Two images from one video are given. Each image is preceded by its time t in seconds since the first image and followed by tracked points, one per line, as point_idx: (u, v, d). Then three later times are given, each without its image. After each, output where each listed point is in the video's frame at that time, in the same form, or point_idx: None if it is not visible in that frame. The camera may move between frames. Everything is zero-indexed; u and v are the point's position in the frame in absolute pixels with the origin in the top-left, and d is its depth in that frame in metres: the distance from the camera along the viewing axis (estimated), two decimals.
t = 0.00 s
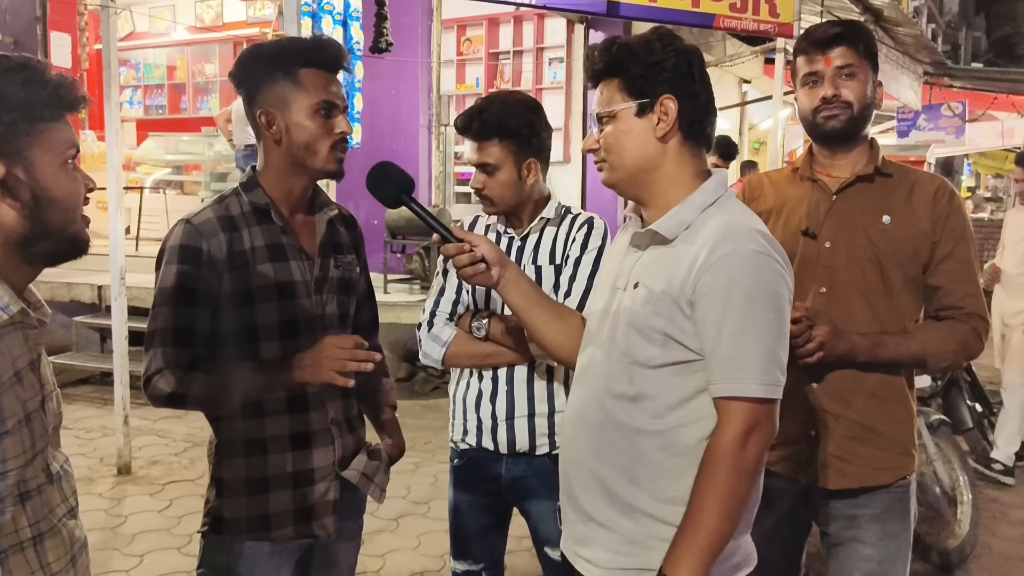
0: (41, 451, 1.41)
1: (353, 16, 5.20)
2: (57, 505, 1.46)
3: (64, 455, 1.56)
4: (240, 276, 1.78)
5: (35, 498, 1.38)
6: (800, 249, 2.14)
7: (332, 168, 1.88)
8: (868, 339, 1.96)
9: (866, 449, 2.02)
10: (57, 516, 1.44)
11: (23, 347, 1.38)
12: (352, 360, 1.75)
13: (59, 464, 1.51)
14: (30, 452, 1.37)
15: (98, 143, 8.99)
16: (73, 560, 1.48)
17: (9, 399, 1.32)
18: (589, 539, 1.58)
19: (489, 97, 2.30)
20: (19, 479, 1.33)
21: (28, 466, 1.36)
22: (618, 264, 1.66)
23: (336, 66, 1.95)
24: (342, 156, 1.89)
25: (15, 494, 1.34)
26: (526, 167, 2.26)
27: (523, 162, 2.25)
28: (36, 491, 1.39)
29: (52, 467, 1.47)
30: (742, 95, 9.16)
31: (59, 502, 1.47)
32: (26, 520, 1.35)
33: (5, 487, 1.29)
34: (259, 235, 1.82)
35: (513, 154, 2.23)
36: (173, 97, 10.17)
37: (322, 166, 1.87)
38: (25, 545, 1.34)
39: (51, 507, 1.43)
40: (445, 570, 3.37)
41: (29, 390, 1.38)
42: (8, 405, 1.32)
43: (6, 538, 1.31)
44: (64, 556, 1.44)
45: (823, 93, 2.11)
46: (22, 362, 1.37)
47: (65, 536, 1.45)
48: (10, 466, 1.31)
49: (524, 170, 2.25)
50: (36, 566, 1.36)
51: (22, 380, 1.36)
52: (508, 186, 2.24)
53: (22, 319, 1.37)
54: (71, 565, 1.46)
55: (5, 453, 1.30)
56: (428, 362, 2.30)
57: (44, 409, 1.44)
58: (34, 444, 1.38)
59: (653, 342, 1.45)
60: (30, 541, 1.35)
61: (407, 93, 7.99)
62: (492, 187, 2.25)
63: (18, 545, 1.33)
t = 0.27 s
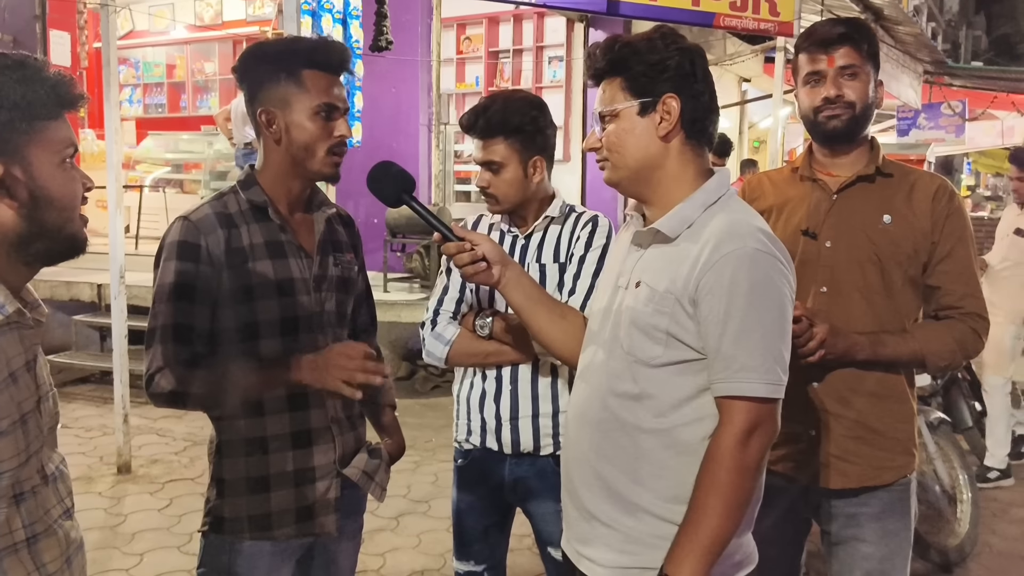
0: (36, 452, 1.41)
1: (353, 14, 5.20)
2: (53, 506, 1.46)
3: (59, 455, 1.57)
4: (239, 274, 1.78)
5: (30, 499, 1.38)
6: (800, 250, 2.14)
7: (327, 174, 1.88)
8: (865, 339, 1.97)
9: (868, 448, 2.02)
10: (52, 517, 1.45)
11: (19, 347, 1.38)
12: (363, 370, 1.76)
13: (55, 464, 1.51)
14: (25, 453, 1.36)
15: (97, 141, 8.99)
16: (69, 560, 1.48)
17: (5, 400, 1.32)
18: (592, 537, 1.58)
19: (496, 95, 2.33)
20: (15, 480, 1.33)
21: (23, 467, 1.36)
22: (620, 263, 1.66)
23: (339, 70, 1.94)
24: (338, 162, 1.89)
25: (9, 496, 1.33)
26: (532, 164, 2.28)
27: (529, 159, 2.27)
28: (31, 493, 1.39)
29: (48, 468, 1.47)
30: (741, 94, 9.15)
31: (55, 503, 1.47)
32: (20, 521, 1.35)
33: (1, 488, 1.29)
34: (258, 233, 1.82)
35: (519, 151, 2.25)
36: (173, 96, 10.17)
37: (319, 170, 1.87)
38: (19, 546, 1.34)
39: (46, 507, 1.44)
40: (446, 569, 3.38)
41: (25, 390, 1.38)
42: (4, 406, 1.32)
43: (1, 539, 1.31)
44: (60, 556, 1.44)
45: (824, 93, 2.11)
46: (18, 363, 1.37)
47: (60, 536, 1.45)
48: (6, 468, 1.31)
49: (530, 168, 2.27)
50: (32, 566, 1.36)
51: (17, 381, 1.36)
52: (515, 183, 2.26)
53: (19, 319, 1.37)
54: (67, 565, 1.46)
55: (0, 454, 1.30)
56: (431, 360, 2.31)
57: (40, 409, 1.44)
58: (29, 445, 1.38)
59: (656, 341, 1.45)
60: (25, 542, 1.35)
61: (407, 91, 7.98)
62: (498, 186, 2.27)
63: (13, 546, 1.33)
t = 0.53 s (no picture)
0: (33, 452, 1.41)
1: (353, 14, 5.20)
2: (50, 506, 1.46)
3: (56, 455, 1.57)
4: (241, 274, 1.78)
5: (27, 500, 1.39)
6: (806, 251, 2.14)
7: (331, 167, 1.88)
8: (867, 340, 1.97)
9: (870, 448, 2.02)
10: (49, 517, 1.45)
11: (17, 348, 1.38)
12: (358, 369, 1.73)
13: (52, 464, 1.51)
14: (22, 453, 1.37)
15: (97, 141, 8.99)
16: (66, 560, 1.48)
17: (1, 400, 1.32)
18: (592, 537, 1.58)
19: (507, 93, 2.35)
20: (11, 481, 1.33)
21: (20, 468, 1.37)
22: (621, 262, 1.66)
23: (334, 64, 1.94)
24: (341, 154, 1.88)
25: (5, 496, 1.34)
26: (541, 161, 2.29)
27: (539, 155, 2.29)
28: (28, 493, 1.39)
29: (44, 468, 1.47)
30: (742, 93, 9.15)
31: (52, 503, 1.48)
32: (17, 522, 1.35)
33: None
34: (261, 233, 1.82)
35: (530, 147, 2.27)
36: (172, 95, 10.17)
37: (322, 165, 1.87)
38: (16, 547, 1.35)
39: (43, 507, 1.44)
40: (445, 568, 3.38)
41: (21, 390, 1.38)
42: None
43: None
44: (57, 556, 1.44)
45: (829, 92, 2.11)
46: (15, 363, 1.37)
47: (57, 536, 1.45)
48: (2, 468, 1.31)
49: (539, 164, 2.28)
50: (30, 566, 1.37)
51: (14, 381, 1.36)
52: (526, 180, 2.27)
53: (16, 320, 1.38)
54: (64, 565, 1.46)
55: None
56: (435, 359, 2.30)
57: (37, 409, 1.44)
58: (25, 446, 1.38)
59: (657, 341, 1.45)
60: (22, 542, 1.36)
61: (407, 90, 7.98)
62: (506, 182, 2.28)
63: (10, 547, 1.34)
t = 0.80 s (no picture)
0: (30, 452, 1.42)
1: (353, 13, 5.20)
2: (46, 506, 1.46)
3: (52, 455, 1.57)
4: (240, 274, 1.78)
5: (24, 500, 1.38)
6: (819, 257, 2.15)
7: (332, 167, 1.88)
8: (882, 346, 1.98)
9: (873, 447, 2.02)
10: (46, 517, 1.45)
11: (14, 347, 1.38)
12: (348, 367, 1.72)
13: (47, 464, 1.51)
14: (18, 454, 1.37)
15: (96, 140, 8.99)
16: (64, 560, 1.48)
17: None
18: (592, 536, 1.58)
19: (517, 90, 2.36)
20: (6, 481, 1.33)
21: (17, 468, 1.37)
22: (621, 261, 1.66)
23: (333, 64, 1.93)
24: (341, 154, 1.88)
25: (2, 496, 1.34)
26: (548, 158, 2.31)
27: (546, 153, 2.31)
28: (26, 493, 1.39)
29: (41, 468, 1.47)
30: (741, 93, 9.15)
31: (49, 503, 1.48)
32: (15, 522, 1.36)
33: None
34: (261, 233, 1.82)
35: (537, 143, 2.29)
36: (172, 94, 10.18)
37: (322, 166, 1.87)
38: (14, 547, 1.35)
39: (40, 507, 1.44)
40: (445, 567, 3.38)
41: (18, 389, 1.38)
42: None
43: None
44: (54, 556, 1.44)
45: (835, 93, 2.12)
46: (12, 362, 1.37)
47: (55, 536, 1.45)
48: None
49: (546, 162, 2.30)
50: (29, 566, 1.37)
51: (10, 380, 1.36)
52: (532, 175, 2.28)
53: (12, 319, 1.38)
54: (62, 565, 1.46)
55: None
56: (436, 358, 2.30)
57: (33, 409, 1.44)
58: (22, 445, 1.38)
59: (656, 340, 1.45)
60: (19, 542, 1.36)
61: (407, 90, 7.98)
62: (511, 177, 2.28)
63: (7, 547, 1.34)
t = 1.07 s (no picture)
0: (26, 450, 1.42)
1: (353, 11, 5.20)
2: (42, 504, 1.46)
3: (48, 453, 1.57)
4: (241, 267, 1.78)
5: (20, 498, 1.39)
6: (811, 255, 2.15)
7: (321, 159, 1.87)
8: (874, 344, 1.98)
9: (875, 449, 2.03)
10: (42, 515, 1.45)
11: (9, 344, 1.38)
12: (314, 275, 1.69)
13: (43, 463, 1.51)
14: (15, 452, 1.37)
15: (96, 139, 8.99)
16: (60, 558, 1.48)
17: None
18: (591, 535, 1.58)
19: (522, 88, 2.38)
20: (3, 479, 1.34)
21: (14, 466, 1.37)
22: (621, 260, 1.66)
23: (312, 51, 1.90)
24: (331, 145, 1.87)
25: None
26: (551, 155, 2.32)
27: (549, 150, 2.32)
28: (21, 491, 1.39)
29: (37, 466, 1.48)
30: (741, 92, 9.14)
31: (45, 501, 1.48)
32: (11, 520, 1.36)
33: None
34: (262, 228, 1.82)
35: (540, 140, 2.30)
36: (172, 93, 10.17)
37: (312, 158, 1.86)
38: (10, 546, 1.35)
39: (36, 506, 1.44)
40: (445, 565, 3.38)
41: (14, 387, 1.38)
42: None
43: None
44: (51, 554, 1.44)
45: (830, 94, 2.11)
46: (7, 359, 1.37)
47: (51, 534, 1.45)
48: None
49: (547, 160, 2.31)
50: (26, 565, 1.37)
51: (7, 378, 1.36)
52: (532, 170, 2.29)
53: (7, 317, 1.38)
54: (58, 563, 1.47)
55: None
56: (436, 357, 2.31)
57: (28, 407, 1.44)
58: (19, 443, 1.39)
59: (656, 339, 1.45)
60: (16, 540, 1.36)
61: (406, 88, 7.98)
62: (513, 174, 2.29)
63: (4, 545, 1.34)
